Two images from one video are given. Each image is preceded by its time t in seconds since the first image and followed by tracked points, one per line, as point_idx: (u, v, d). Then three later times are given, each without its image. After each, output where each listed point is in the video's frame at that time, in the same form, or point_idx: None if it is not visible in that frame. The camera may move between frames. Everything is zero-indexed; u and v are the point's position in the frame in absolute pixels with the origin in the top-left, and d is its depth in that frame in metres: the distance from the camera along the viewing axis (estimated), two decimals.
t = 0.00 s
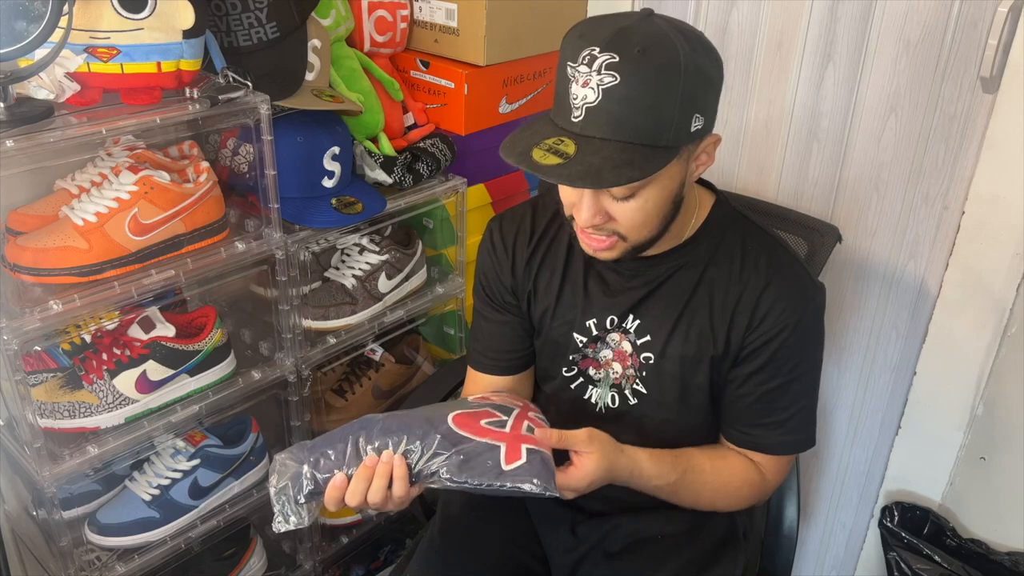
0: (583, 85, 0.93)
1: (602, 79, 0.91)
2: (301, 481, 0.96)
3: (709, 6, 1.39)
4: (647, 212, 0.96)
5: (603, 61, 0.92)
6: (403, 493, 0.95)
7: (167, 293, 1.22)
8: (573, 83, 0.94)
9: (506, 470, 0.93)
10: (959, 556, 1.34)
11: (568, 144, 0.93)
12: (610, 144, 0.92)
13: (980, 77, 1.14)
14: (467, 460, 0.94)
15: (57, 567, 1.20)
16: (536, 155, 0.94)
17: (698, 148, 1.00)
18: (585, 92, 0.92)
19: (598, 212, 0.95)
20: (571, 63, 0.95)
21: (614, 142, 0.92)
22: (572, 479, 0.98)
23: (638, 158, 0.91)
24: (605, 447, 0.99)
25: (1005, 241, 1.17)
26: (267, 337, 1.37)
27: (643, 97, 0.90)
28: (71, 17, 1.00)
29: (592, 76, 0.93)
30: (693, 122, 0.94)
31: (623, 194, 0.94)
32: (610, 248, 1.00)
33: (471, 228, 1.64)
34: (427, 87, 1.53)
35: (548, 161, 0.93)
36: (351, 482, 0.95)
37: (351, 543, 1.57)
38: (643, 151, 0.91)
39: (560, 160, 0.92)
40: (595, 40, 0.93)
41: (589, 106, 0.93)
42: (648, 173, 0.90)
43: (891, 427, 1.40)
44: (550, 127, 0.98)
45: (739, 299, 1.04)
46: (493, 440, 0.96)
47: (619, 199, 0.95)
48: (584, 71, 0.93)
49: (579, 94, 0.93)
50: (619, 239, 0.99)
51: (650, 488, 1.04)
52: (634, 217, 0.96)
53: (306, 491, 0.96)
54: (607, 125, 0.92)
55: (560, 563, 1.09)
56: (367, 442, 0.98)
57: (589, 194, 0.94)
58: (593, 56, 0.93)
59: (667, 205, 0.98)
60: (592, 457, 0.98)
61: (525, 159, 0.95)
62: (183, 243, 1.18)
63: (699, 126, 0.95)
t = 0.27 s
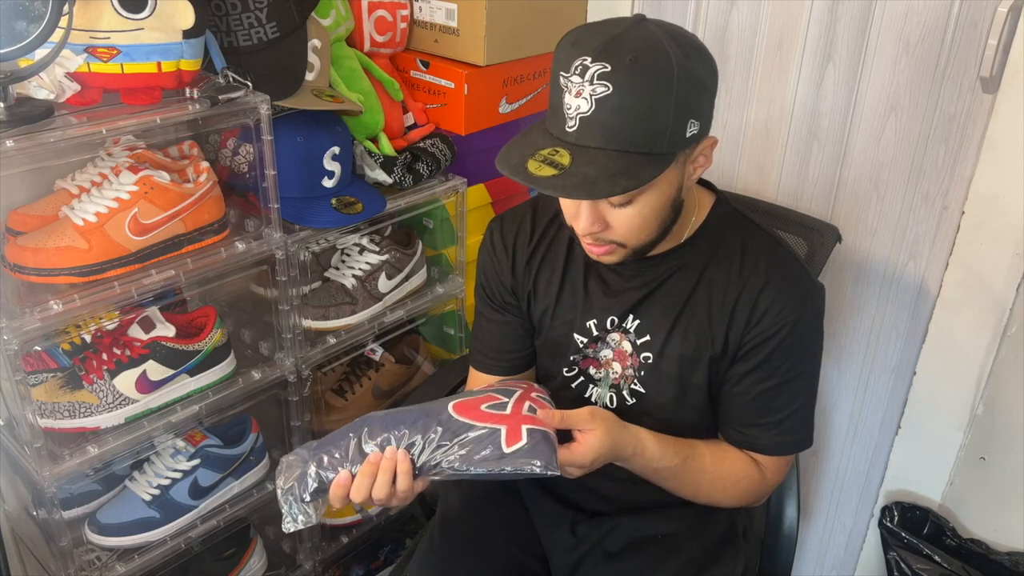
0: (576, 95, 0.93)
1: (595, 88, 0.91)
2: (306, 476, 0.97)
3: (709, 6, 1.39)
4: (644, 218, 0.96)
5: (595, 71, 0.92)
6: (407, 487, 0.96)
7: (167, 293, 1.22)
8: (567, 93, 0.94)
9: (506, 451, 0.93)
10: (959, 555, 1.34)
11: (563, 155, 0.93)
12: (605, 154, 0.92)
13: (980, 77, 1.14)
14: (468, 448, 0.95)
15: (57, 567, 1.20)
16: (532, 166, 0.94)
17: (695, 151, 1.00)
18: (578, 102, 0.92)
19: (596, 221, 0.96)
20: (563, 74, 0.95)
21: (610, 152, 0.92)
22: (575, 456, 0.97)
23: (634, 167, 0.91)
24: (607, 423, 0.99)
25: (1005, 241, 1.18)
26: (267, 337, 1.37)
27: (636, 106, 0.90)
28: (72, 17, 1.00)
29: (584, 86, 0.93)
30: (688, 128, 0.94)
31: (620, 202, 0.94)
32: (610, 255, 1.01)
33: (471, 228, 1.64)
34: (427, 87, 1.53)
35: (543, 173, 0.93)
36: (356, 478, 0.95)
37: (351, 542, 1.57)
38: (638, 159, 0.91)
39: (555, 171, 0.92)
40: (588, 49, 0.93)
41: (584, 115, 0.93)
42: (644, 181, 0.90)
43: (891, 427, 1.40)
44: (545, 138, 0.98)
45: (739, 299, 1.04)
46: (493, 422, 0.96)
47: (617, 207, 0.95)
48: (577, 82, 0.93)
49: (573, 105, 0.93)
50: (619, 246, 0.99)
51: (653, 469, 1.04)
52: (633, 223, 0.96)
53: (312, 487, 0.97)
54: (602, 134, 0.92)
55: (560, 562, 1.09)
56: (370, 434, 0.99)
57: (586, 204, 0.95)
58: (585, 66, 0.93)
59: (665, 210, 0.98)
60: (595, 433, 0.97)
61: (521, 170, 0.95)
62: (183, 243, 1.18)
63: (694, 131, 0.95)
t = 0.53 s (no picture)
0: (585, 77, 0.92)
1: (606, 69, 0.91)
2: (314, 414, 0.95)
3: (709, 6, 1.39)
4: (649, 210, 0.96)
5: (605, 52, 0.92)
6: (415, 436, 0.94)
7: (167, 293, 1.22)
8: (576, 76, 0.93)
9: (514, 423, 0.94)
10: (959, 555, 1.34)
11: (573, 135, 0.92)
12: (615, 135, 0.91)
13: (980, 77, 1.14)
14: (479, 408, 0.96)
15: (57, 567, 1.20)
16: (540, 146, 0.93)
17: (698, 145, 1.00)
18: (589, 83, 0.92)
19: (601, 211, 0.95)
20: (571, 58, 0.95)
21: (619, 133, 0.91)
22: (582, 451, 0.97)
23: (643, 148, 0.90)
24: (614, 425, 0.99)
25: (1005, 241, 1.18)
26: (267, 337, 1.37)
27: (647, 86, 0.90)
28: (72, 17, 1.00)
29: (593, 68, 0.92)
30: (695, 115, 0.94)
31: (626, 189, 0.94)
32: (612, 250, 1.01)
33: (471, 228, 1.64)
34: (427, 87, 1.53)
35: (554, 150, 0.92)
36: (365, 419, 0.93)
37: (352, 542, 1.58)
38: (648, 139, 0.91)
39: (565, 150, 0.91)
40: (597, 33, 0.93)
41: (593, 97, 0.92)
42: (655, 160, 0.89)
43: (891, 427, 1.40)
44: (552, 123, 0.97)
45: (739, 302, 1.04)
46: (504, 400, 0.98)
47: (623, 198, 0.95)
48: (587, 63, 0.92)
49: (582, 86, 0.93)
50: (620, 241, 0.99)
51: (658, 473, 1.03)
52: (637, 216, 0.96)
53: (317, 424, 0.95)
54: (612, 115, 0.91)
55: (560, 562, 1.09)
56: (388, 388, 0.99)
57: (593, 189, 0.94)
58: (595, 48, 0.93)
59: (669, 202, 0.98)
60: (603, 431, 0.98)
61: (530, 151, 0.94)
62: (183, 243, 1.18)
63: (701, 120, 0.95)
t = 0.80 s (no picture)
0: (632, 31, 0.94)
1: (654, 24, 0.94)
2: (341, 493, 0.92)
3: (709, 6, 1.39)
4: (679, 179, 0.98)
5: (651, 12, 0.95)
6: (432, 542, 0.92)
7: (167, 293, 1.22)
8: (621, 31, 0.95)
9: None
10: (959, 555, 1.34)
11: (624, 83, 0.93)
12: (666, 83, 0.93)
13: (980, 77, 1.14)
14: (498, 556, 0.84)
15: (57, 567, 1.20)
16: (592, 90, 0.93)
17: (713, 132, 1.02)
18: (639, 35, 0.93)
19: (637, 175, 0.96)
20: (614, 19, 0.96)
21: (668, 83, 0.93)
22: None
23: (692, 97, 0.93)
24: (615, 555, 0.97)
25: (1005, 241, 1.18)
26: (267, 337, 1.37)
27: (692, 42, 0.94)
28: (72, 17, 1.00)
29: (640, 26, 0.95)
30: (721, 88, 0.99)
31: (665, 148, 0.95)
32: (636, 229, 0.99)
33: (472, 228, 1.64)
34: (427, 87, 1.53)
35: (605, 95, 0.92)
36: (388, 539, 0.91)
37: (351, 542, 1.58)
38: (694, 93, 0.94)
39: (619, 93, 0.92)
40: None
41: (641, 49, 0.94)
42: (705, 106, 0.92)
43: (891, 427, 1.40)
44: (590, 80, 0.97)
45: (741, 309, 1.04)
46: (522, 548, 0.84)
47: (658, 161, 0.96)
48: (634, 20, 0.95)
49: (630, 40, 0.94)
50: (648, 215, 0.98)
51: None
52: (669, 183, 0.97)
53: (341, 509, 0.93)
54: (663, 65, 0.93)
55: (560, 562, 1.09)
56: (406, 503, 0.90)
57: (632, 145, 0.95)
58: (640, 9, 0.96)
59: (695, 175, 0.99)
60: None
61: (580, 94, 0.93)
62: (183, 243, 1.18)
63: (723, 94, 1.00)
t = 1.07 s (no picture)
0: (625, 39, 0.95)
1: (647, 31, 0.94)
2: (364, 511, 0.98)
3: (709, 6, 1.39)
4: (673, 186, 0.98)
5: (645, 19, 0.95)
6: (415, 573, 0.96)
7: (167, 293, 1.22)
8: (614, 38, 0.95)
9: None
10: (959, 555, 1.34)
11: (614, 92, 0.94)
12: (657, 93, 0.93)
13: (980, 77, 1.14)
14: None
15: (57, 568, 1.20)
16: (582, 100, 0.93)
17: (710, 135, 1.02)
18: (631, 43, 0.94)
19: (628, 183, 0.96)
20: (607, 25, 0.97)
21: (660, 92, 0.93)
22: None
23: (682, 105, 0.93)
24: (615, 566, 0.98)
25: (1005, 241, 1.18)
26: (267, 337, 1.37)
27: (684, 51, 0.94)
28: (72, 17, 1.00)
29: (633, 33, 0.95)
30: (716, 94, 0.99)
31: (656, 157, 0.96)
32: (630, 238, 0.99)
33: (472, 228, 1.64)
34: (426, 87, 1.53)
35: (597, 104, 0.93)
36: None
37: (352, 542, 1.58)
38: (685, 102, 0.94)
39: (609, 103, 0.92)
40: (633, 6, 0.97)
41: (633, 57, 0.94)
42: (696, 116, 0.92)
43: (891, 427, 1.40)
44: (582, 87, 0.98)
45: (740, 309, 1.04)
46: None
47: (651, 168, 0.96)
48: (627, 27, 0.95)
49: (622, 48, 0.95)
50: (642, 221, 0.98)
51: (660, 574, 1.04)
52: (661, 188, 0.97)
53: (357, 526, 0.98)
54: (654, 74, 0.93)
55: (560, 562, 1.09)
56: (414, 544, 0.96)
57: (624, 153, 0.95)
58: (634, 16, 0.96)
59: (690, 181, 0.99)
60: None
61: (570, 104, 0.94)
62: (183, 243, 1.18)
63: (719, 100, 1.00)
